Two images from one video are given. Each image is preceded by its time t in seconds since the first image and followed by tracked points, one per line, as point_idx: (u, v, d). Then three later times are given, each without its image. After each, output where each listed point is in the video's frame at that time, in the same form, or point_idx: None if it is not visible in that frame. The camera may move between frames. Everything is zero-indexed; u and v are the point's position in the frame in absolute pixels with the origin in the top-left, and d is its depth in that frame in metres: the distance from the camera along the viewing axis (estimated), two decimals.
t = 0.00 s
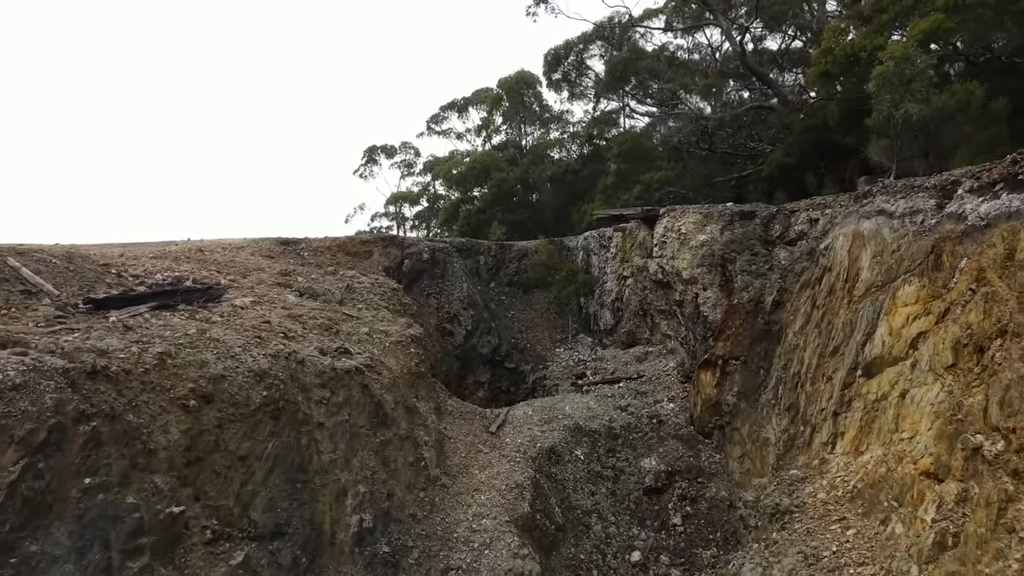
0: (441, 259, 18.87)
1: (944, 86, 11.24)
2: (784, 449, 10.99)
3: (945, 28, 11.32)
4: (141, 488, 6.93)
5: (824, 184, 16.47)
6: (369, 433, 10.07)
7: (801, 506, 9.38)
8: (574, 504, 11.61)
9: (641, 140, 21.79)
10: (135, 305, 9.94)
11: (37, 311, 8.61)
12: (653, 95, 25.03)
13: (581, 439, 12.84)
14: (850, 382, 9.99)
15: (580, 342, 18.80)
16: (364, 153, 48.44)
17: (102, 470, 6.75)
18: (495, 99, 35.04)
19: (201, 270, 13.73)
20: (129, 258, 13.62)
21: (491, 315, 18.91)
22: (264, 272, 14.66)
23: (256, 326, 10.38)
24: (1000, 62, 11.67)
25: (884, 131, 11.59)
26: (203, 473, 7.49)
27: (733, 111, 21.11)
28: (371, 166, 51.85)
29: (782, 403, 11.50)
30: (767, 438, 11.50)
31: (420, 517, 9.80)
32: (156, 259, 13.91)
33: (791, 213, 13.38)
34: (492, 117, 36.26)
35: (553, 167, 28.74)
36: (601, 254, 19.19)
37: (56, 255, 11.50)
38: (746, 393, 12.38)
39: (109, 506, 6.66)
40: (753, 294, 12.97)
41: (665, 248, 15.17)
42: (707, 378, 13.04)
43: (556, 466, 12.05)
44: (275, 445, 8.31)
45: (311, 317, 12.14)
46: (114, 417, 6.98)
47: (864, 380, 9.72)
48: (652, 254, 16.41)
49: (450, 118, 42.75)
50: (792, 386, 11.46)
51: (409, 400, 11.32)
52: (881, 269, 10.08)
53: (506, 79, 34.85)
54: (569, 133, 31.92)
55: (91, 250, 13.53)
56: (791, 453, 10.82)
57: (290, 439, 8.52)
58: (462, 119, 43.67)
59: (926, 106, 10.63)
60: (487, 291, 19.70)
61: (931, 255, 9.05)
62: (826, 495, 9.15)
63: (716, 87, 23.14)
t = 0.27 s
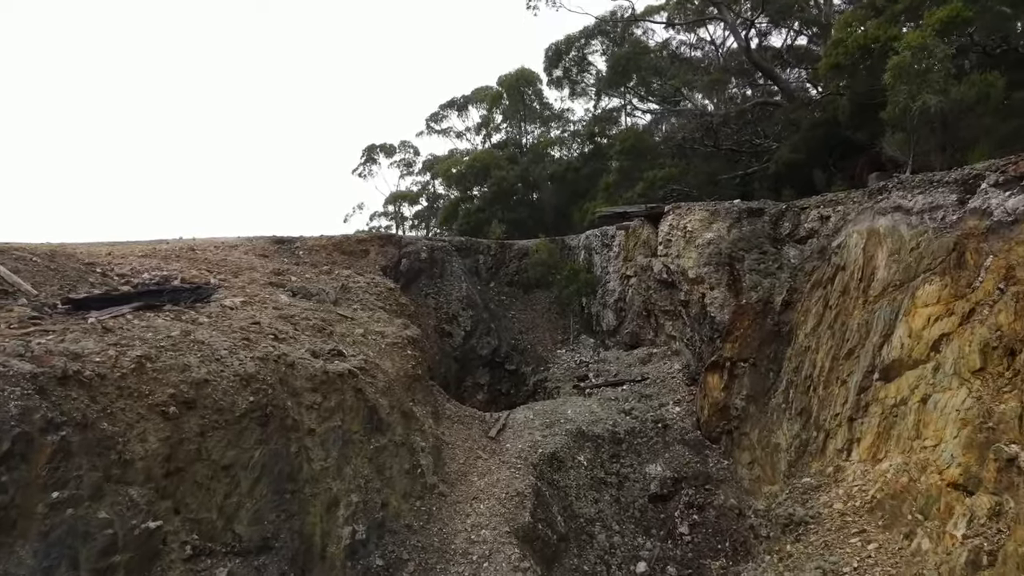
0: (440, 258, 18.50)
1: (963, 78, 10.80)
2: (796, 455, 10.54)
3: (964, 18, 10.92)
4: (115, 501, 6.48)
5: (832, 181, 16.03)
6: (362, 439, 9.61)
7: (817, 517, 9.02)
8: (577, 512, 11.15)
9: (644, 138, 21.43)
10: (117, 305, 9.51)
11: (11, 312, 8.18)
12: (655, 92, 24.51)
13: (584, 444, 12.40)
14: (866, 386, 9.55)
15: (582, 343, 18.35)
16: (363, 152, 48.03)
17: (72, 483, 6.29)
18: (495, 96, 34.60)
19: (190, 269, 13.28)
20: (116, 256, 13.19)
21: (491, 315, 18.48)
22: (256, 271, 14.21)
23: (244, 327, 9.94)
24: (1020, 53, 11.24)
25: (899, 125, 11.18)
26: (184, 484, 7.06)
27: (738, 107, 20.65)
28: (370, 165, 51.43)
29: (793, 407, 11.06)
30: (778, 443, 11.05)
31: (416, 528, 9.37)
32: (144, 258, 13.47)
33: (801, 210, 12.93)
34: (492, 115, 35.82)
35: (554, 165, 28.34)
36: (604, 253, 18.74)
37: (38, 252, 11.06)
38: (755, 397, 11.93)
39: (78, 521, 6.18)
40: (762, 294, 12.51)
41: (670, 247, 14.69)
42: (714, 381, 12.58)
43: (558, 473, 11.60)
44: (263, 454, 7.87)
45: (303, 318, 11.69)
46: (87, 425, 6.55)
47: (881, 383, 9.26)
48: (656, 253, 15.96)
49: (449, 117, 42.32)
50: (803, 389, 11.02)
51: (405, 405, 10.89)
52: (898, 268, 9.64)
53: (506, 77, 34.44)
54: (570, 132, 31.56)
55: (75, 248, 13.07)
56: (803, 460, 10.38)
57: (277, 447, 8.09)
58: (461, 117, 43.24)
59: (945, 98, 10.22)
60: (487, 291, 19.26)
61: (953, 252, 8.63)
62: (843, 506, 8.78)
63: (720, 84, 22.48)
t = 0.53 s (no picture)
0: (438, 257, 18.15)
1: (982, 68, 10.36)
2: (810, 462, 10.08)
3: (984, 6, 10.47)
4: (85, 517, 6.09)
5: (842, 177, 15.57)
6: (355, 446, 9.15)
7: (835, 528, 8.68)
8: (580, 521, 10.69)
9: (648, 136, 21.06)
10: (97, 305, 9.15)
11: None
12: (657, 88, 23.99)
13: (587, 449, 11.95)
14: (883, 390, 9.11)
15: (584, 344, 17.89)
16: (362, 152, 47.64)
17: (37, 498, 5.89)
18: (495, 94, 34.14)
19: (180, 268, 12.85)
20: (103, 254, 12.76)
21: (490, 316, 18.05)
22: (248, 270, 13.78)
23: (231, 328, 9.50)
24: None
25: (916, 118, 10.72)
26: (162, 497, 6.65)
27: (743, 103, 20.20)
28: (369, 164, 51.00)
29: (805, 412, 10.61)
30: (789, 450, 10.61)
31: (411, 540, 8.93)
32: (133, 256, 13.05)
33: (811, 206, 12.48)
34: (491, 112, 35.39)
35: (554, 163, 27.97)
36: (606, 251, 18.29)
37: (19, 250, 10.64)
38: (764, 401, 11.47)
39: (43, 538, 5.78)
40: (771, 293, 12.06)
41: (675, 245, 14.23)
42: (722, 384, 12.13)
43: (561, 480, 11.16)
44: (248, 464, 7.43)
45: (295, 319, 11.26)
46: (56, 435, 6.19)
47: (900, 387, 8.84)
48: (660, 251, 15.51)
49: (449, 115, 41.90)
50: (815, 393, 10.57)
51: (401, 409, 10.45)
52: (917, 267, 9.21)
53: (506, 73, 34.02)
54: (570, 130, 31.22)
55: (61, 247, 12.64)
56: (816, 467, 9.94)
57: (264, 456, 7.64)
58: (461, 116, 42.82)
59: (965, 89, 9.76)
60: (486, 291, 18.84)
61: (979, 250, 8.30)
62: (861, 516, 8.48)
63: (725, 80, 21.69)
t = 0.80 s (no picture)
0: (437, 256, 17.65)
1: (1004, 57, 9.92)
2: (824, 469, 9.62)
3: None
4: (50, 534, 5.67)
5: (852, 173, 15.10)
6: (347, 453, 8.70)
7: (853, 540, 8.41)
8: (584, 530, 10.24)
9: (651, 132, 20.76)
10: (75, 305, 8.75)
11: None
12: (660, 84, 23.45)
13: (590, 454, 11.50)
14: (903, 395, 8.68)
15: (586, 345, 17.45)
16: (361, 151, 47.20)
17: None
18: (494, 91, 33.70)
19: (167, 267, 12.39)
20: (88, 252, 12.31)
21: (490, 316, 17.60)
22: (240, 268, 13.33)
23: (217, 329, 9.05)
24: None
25: (935, 109, 10.28)
26: (137, 511, 6.23)
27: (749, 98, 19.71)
28: (367, 163, 50.53)
29: (819, 417, 10.17)
30: (802, 456, 10.17)
31: (406, 553, 8.51)
32: (119, 254, 12.60)
33: (823, 202, 12.02)
34: (491, 110, 35.00)
35: (555, 162, 27.72)
36: (609, 250, 17.85)
37: None
38: (774, 404, 11.03)
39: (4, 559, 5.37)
40: (782, 293, 11.60)
41: (680, 243, 13.72)
42: (729, 387, 11.67)
43: (563, 487, 10.72)
44: (231, 474, 7.00)
45: (285, 320, 10.79)
46: (18, 445, 5.78)
47: (921, 392, 8.44)
48: (665, 250, 15.03)
49: (448, 114, 41.47)
50: (828, 397, 10.12)
51: (396, 413, 10.00)
52: (938, 265, 8.80)
53: (506, 71, 33.64)
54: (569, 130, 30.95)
55: (44, 244, 12.19)
56: (830, 474, 9.51)
57: (248, 466, 7.20)
58: (460, 115, 42.38)
59: (989, 79, 9.32)
60: (485, 291, 18.41)
61: (1007, 247, 7.93)
62: (881, 528, 8.20)
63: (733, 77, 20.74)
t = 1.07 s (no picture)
0: (436, 255, 17.20)
1: None
2: (841, 477, 9.16)
3: None
4: (10, 553, 5.31)
5: (863, 168, 14.64)
6: (338, 461, 8.25)
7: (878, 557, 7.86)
8: (587, 541, 9.79)
9: (653, 129, 20.33)
10: (52, 305, 8.32)
11: None
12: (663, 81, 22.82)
13: (593, 460, 11.05)
14: (926, 399, 8.25)
15: (589, 346, 17.00)
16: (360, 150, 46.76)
17: None
18: (494, 89, 33.27)
19: (155, 265, 11.96)
20: (73, 250, 11.88)
21: (489, 316, 17.13)
22: (231, 267, 12.90)
23: (202, 330, 8.61)
24: None
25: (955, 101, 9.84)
26: (106, 526, 5.89)
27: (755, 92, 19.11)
28: (366, 163, 50.08)
29: (833, 422, 9.73)
30: (815, 463, 9.72)
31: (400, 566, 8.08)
32: (106, 252, 12.17)
33: (835, 198, 11.58)
34: (490, 108, 34.29)
35: (556, 159, 27.27)
36: (611, 248, 17.41)
37: None
38: (786, 408, 10.58)
39: None
40: (793, 292, 11.15)
41: (687, 240, 13.27)
42: (739, 390, 11.22)
43: (565, 495, 10.27)
44: (212, 485, 6.60)
45: (275, 320, 10.35)
46: None
47: (945, 396, 8.03)
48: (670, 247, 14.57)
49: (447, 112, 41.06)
50: (843, 401, 9.68)
51: (392, 418, 9.57)
52: (962, 262, 8.41)
53: (506, 68, 33.18)
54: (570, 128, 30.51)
55: (28, 242, 11.78)
56: (846, 483, 9.06)
57: (231, 475, 6.76)
58: (460, 113, 41.93)
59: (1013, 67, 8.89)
60: (486, 290, 18.04)
61: None
62: (905, 541, 7.73)
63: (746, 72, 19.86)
